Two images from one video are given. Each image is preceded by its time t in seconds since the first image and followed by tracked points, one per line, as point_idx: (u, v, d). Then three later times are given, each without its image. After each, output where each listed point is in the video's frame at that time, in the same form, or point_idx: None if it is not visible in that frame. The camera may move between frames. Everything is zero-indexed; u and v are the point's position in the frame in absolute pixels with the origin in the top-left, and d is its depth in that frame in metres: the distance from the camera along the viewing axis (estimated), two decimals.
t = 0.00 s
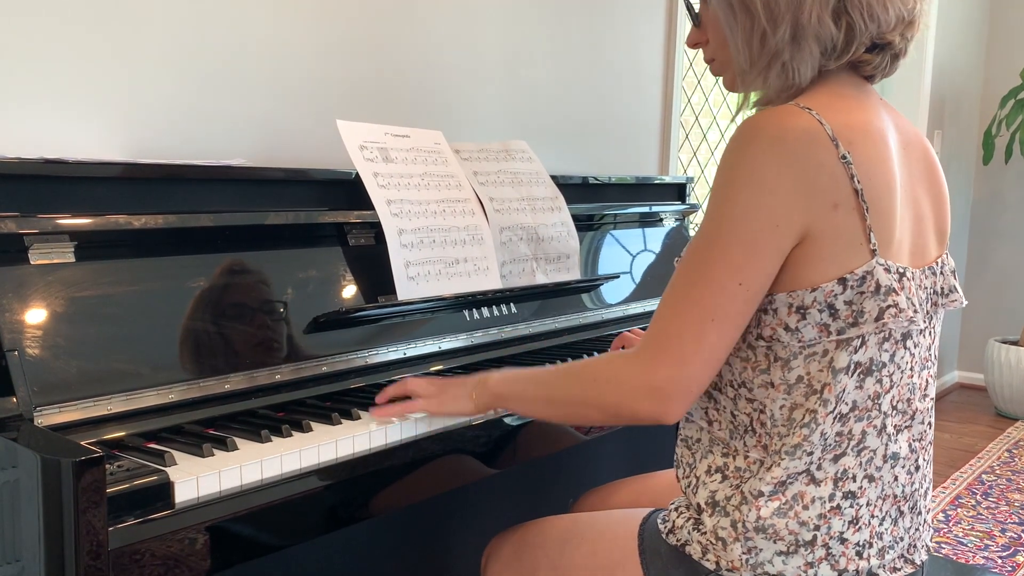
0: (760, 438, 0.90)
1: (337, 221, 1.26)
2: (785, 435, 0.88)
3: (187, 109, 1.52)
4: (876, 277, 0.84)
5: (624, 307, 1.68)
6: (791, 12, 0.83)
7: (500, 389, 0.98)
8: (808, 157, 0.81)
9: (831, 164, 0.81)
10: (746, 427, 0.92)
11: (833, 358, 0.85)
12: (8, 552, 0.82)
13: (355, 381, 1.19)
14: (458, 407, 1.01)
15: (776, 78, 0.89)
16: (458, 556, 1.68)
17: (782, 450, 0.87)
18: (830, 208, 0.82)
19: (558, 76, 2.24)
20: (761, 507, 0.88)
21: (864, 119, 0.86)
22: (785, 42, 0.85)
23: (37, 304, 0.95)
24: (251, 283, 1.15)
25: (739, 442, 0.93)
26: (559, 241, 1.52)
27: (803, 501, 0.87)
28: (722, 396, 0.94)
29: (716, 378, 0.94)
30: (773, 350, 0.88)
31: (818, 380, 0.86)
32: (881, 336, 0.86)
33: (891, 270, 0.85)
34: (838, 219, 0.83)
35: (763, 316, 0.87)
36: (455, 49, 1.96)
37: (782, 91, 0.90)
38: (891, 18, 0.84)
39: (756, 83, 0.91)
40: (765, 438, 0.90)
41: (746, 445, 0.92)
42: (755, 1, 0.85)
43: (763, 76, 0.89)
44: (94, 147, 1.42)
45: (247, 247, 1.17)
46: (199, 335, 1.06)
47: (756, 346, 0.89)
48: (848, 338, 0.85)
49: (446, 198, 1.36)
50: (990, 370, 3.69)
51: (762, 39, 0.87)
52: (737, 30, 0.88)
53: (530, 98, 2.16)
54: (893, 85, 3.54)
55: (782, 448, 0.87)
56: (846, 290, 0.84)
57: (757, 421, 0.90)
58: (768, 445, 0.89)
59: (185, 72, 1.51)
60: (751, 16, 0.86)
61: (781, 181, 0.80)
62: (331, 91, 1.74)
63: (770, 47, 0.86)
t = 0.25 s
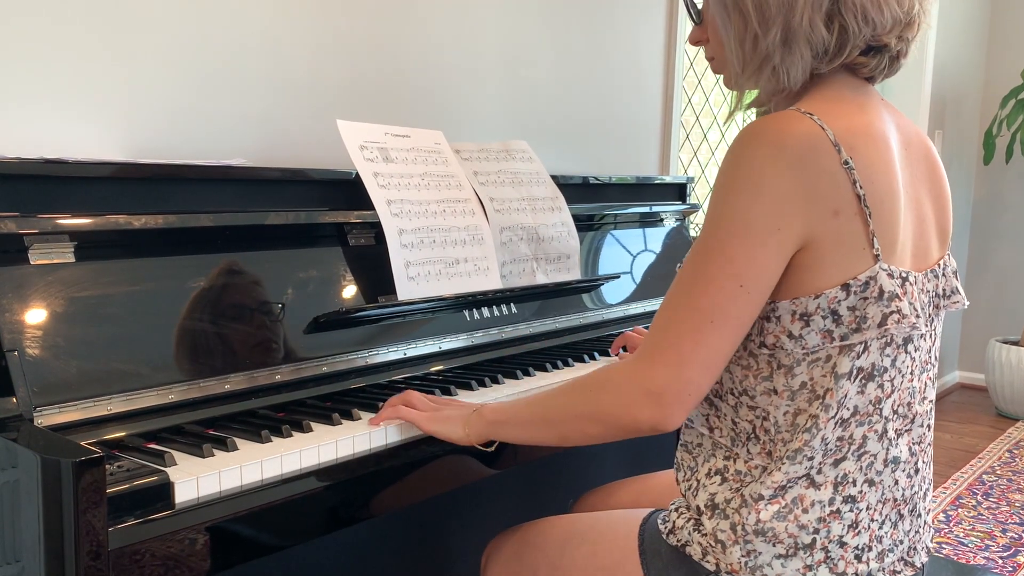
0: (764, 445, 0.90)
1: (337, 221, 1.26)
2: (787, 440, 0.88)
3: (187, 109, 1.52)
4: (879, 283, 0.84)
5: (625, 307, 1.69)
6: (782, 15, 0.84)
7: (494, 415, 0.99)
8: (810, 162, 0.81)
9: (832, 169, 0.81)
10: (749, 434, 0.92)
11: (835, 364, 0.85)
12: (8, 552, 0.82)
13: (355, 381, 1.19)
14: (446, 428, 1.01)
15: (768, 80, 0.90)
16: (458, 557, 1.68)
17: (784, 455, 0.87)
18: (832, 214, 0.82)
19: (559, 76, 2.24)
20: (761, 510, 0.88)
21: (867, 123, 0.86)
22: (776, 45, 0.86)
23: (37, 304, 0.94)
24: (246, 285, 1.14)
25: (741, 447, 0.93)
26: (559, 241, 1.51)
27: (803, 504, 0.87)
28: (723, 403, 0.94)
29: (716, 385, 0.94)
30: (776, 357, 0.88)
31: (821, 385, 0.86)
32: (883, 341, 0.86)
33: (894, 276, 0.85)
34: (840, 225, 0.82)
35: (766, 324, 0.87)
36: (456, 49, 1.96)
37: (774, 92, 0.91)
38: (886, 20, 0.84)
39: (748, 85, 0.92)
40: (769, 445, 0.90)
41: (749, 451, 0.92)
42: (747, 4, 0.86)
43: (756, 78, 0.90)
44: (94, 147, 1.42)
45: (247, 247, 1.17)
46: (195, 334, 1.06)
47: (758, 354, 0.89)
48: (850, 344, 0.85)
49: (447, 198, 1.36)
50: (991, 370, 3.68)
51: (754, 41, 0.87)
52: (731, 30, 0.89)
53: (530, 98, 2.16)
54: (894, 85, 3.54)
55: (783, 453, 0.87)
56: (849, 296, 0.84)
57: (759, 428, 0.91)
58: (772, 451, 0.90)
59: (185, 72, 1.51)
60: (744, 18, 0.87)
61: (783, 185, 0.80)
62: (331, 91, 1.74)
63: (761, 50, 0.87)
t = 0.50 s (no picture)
0: (766, 445, 0.90)
1: (337, 221, 1.26)
2: (789, 440, 0.88)
3: (188, 109, 1.52)
4: (883, 284, 0.83)
5: (625, 307, 1.68)
6: (787, 14, 0.84)
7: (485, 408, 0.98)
8: (816, 161, 0.80)
9: (838, 169, 0.81)
10: (751, 433, 0.92)
11: (838, 365, 0.85)
12: (7, 552, 0.81)
13: (355, 381, 1.19)
14: (434, 416, 1.01)
15: (773, 81, 0.89)
16: (458, 557, 1.68)
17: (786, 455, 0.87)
18: (836, 213, 0.82)
19: (559, 75, 2.24)
20: (762, 510, 0.87)
21: (873, 122, 0.85)
22: (781, 44, 0.86)
23: (37, 304, 0.94)
24: (246, 285, 1.14)
25: (743, 447, 0.93)
26: (560, 240, 1.51)
27: (804, 504, 0.87)
28: (725, 402, 0.94)
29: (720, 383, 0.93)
30: (779, 357, 0.88)
31: (824, 386, 0.86)
32: (886, 342, 0.86)
33: (898, 277, 0.85)
34: (844, 225, 0.82)
35: (770, 324, 0.87)
36: (456, 49, 1.96)
37: (780, 94, 0.90)
38: (893, 18, 0.84)
39: (753, 86, 0.92)
40: (771, 445, 0.90)
41: (750, 451, 0.92)
42: (752, 4, 0.86)
43: (761, 79, 0.90)
44: (94, 146, 1.41)
45: (247, 247, 1.16)
46: (197, 334, 1.06)
47: (762, 353, 0.89)
48: (854, 345, 0.85)
49: (447, 198, 1.36)
50: (992, 370, 3.68)
51: (759, 42, 0.88)
52: (735, 31, 0.89)
53: (531, 97, 2.16)
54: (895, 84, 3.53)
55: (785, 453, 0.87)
56: (853, 297, 0.84)
57: (762, 427, 0.91)
58: (774, 451, 0.90)
59: (185, 72, 1.51)
60: (749, 18, 0.87)
61: (787, 182, 0.80)
62: (331, 91, 1.74)
63: (766, 49, 0.87)
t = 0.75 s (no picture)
0: (766, 440, 0.90)
1: (338, 220, 1.25)
2: (789, 437, 0.87)
3: (188, 108, 1.52)
4: (882, 280, 0.83)
5: (625, 306, 1.68)
6: (776, 17, 0.84)
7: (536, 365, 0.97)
8: (814, 160, 0.80)
9: (837, 166, 0.81)
10: (752, 429, 0.91)
11: (839, 361, 0.85)
12: (8, 552, 0.81)
13: (355, 381, 1.19)
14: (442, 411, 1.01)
15: (769, 84, 0.90)
16: (459, 556, 1.68)
17: (787, 452, 0.87)
18: (837, 210, 0.81)
19: (560, 74, 2.24)
20: (763, 508, 0.87)
21: (873, 120, 0.85)
22: (772, 48, 0.86)
23: (37, 304, 0.94)
24: (258, 283, 1.15)
25: (744, 444, 0.92)
26: (560, 239, 1.51)
27: (806, 502, 0.87)
28: (728, 398, 0.93)
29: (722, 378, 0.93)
30: (778, 351, 0.87)
31: (824, 382, 0.86)
32: (886, 339, 0.86)
33: (898, 274, 0.85)
34: (845, 221, 0.82)
35: (769, 318, 0.87)
36: (457, 48, 1.96)
37: (777, 96, 0.91)
38: (884, 15, 0.84)
39: (750, 90, 0.92)
40: (770, 441, 0.89)
41: (751, 447, 0.92)
42: (742, 10, 0.86)
43: (756, 82, 0.90)
44: (94, 145, 1.41)
45: (247, 246, 1.16)
46: (203, 334, 1.07)
47: (763, 346, 0.88)
48: (854, 342, 0.84)
49: (448, 197, 1.36)
50: (993, 369, 3.68)
51: (752, 47, 0.88)
52: (729, 36, 0.89)
53: (531, 96, 2.16)
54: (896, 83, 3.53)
55: (787, 450, 0.87)
56: (852, 293, 0.83)
57: (762, 423, 0.90)
58: (773, 447, 0.89)
59: (185, 71, 1.51)
60: (742, 24, 0.87)
61: (786, 183, 0.80)
62: (332, 90, 1.74)
63: (759, 54, 0.87)
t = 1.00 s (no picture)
0: (764, 435, 0.90)
1: (338, 219, 1.25)
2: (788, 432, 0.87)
3: (188, 107, 1.52)
4: (880, 276, 0.83)
5: (625, 306, 1.68)
6: (777, 20, 0.85)
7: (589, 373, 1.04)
8: (807, 161, 0.80)
9: (831, 166, 0.81)
10: (752, 425, 0.91)
11: (836, 357, 0.85)
12: (8, 551, 0.81)
13: (356, 380, 1.19)
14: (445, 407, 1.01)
15: (769, 86, 0.90)
16: (459, 555, 1.68)
17: (786, 448, 0.87)
18: (834, 208, 0.81)
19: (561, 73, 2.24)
20: (763, 505, 0.87)
21: (870, 117, 0.85)
22: (773, 51, 0.87)
23: (37, 303, 0.94)
24: (259, 282, 1.15)
25: (744, 440, 0.92)
26: (560, 239, 1.51)
27: (806, 499, 0.87)
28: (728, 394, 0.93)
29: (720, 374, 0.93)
30: (777, 346, 0.87)
31: (822, 378, 0.85)
32: (885, 335, 0.85)
33: (896, 270, 0.84)
34: (843, 218, 0.82)
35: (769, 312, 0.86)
36: (457, 46, 1.95)
37: (776, 99, 0.91)
38: (885, 20, 0.84)
39: (751, 91, 0.92)
40: (768, 436, 0.89)
41: (751, 443, 0.91)
42: (744, 11, 0.87)
43: (757, 84, 0.91)
44: (94, 144, 1.41)
45: (247, 245, 1.16)
46: (206, 333, 1.07)
47: (762, 343, 0.88)
48: (852, 337, 0.84)
49: (448, 196, 1.35)
50: (994, 369, 3.68)
51: (753, 49, 0.88)
52: (732, 37, 0.90)
53: (532, 95, 2.16)
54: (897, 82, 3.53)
55: (786, 446, 0.87)
56: (850, 289, 0.83)
57: (761, 418, 0.90)
58: (772, 443, 0.89)
59: (185, 70, 1.51)
60: (744, 26, 0.88)
61: (780, 186, 0.80)
62: (332, 89, 1.74)
63: (760, 57, 0.88)
